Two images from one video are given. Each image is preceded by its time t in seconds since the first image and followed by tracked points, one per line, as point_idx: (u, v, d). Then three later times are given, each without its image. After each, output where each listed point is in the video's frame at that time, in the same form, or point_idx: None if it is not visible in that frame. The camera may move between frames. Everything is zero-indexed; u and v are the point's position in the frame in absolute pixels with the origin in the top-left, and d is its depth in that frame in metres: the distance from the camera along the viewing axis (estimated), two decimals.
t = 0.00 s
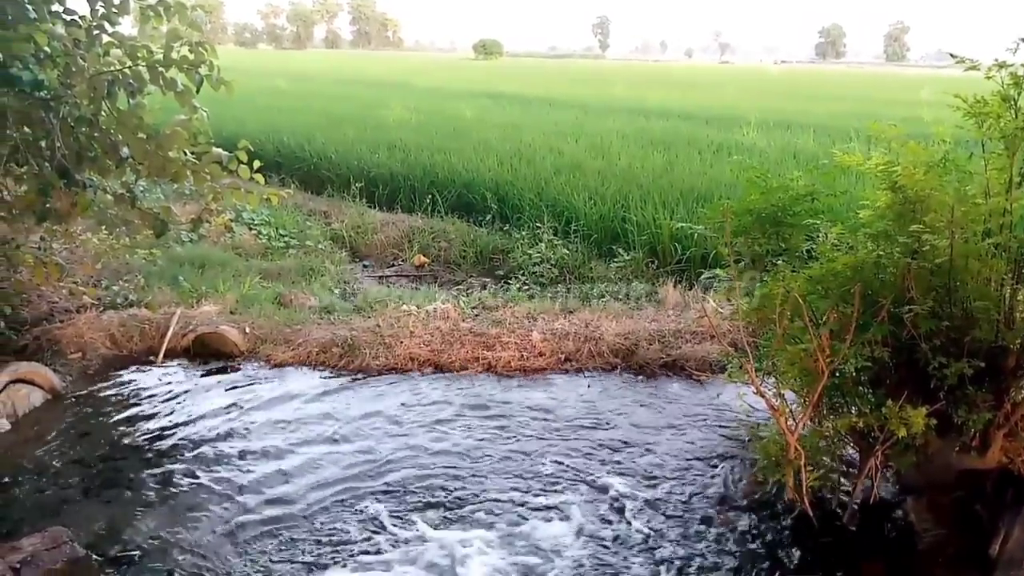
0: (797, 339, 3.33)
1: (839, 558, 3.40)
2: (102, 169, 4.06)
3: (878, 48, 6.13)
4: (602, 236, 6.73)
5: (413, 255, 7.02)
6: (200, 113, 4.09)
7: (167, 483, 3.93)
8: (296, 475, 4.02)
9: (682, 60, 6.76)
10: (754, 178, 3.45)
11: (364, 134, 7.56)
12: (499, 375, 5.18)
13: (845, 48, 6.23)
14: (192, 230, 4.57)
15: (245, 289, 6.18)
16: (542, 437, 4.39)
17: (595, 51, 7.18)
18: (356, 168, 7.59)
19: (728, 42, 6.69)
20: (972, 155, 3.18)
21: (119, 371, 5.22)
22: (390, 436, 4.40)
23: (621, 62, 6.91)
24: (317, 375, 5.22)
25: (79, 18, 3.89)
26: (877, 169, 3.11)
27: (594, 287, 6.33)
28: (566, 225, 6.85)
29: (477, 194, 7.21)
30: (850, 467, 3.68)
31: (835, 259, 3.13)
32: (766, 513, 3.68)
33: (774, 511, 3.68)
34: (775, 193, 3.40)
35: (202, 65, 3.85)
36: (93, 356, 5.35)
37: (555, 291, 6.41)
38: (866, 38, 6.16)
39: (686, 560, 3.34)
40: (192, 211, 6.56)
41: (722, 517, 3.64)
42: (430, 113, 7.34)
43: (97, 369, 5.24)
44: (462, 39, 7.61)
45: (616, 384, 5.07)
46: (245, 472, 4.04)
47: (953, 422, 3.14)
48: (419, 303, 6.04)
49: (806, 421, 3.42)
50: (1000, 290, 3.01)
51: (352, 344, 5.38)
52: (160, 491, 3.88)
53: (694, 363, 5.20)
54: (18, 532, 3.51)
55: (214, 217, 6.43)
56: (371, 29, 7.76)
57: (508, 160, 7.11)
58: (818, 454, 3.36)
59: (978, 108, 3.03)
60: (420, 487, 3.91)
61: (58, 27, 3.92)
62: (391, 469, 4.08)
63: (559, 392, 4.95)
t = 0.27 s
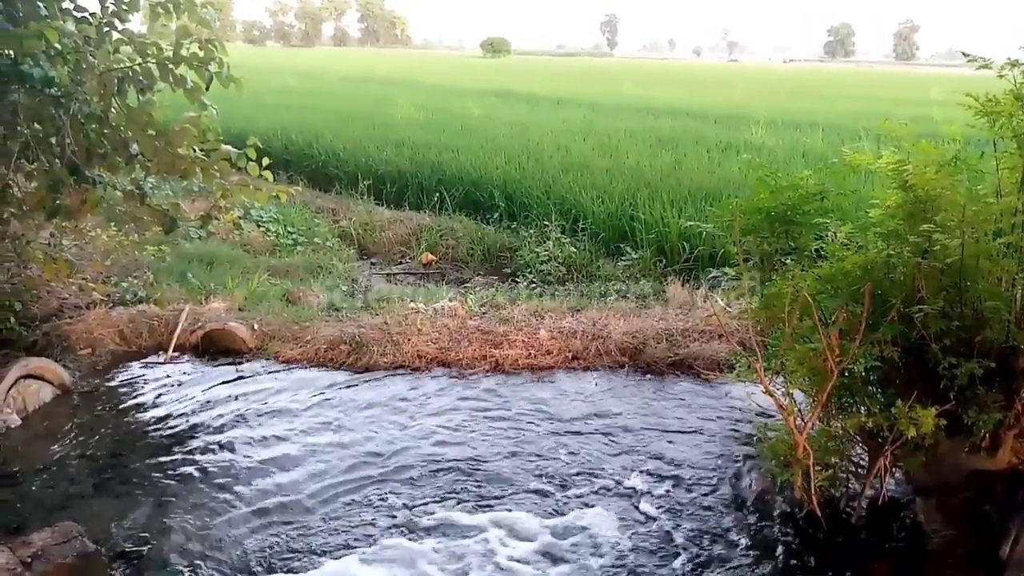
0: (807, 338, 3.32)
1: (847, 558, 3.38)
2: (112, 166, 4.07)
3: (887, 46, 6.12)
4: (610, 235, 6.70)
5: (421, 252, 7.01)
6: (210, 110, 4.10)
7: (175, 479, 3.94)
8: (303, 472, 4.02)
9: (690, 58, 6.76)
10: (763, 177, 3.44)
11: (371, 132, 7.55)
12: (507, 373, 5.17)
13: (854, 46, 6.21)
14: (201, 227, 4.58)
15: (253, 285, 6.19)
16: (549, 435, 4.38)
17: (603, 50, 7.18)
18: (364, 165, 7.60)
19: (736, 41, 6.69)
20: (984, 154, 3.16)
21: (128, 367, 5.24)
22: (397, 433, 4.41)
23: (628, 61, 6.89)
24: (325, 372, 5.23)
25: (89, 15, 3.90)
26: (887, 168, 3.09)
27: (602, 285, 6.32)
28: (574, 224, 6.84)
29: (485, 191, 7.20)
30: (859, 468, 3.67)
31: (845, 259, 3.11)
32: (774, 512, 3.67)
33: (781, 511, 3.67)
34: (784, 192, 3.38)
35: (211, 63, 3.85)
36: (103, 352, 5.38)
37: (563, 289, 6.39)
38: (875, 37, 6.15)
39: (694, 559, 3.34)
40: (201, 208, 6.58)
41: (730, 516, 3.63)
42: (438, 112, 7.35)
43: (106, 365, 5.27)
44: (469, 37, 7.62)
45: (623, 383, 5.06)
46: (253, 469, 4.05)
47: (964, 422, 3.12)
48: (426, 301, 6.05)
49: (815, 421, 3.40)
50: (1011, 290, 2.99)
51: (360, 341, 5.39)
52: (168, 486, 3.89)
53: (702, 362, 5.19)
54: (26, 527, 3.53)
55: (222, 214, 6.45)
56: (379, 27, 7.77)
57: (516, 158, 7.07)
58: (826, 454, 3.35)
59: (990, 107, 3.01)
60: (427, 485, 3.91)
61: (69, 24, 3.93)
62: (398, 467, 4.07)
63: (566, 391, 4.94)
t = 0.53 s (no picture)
0: (818, 337, 3.31)
1: (858, 558, 3.37)
2: (122, 163, 4.08)
3: (898, 44, 6.07)
4: (619, 233, 6.67)
5: (430, 250, 7.01)
6: (220, 108, 4.11)
7: (185, 476, 3.96)
8: (312, 469, 4.03)
9: (700, 56, 6.74)
10: (774, 175, 3.42)
11: (381, 129, 7.55)
12: (515, 371, 5.17)
13: (864, 44, 6.17)
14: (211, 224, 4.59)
15: (263, 282, 6.21)
16: (558, 433, 4.38)
17: (612, 47, 7.17)
18: (373, 162, 7.60)
19: (745, 38, 6.66)
20: (997, 152, 3.14)
21: (139, 364, 5.27)
22: (406, 431, 4.41)
23: (637, 58, 6.91)
24: (334, 369, 5.24)
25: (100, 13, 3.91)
26: (899, 165, 3.07)
27: (611, 283, 6.31)
28: (583, 222, 6.81)
29: (494, 189, 7.18)
30: (870, 468, 3.67)
31: (856, 257, 3.10)
32: (783, 512, 3.66)
33: (791, 510, 3.66)
34: (795, 190, 3.37)
35: (222, 60, 3.86)
36: (113, 349, 5.40)
37: (571, 287, 6.36)
38: (886, 34, 6.11)
39: (703, 558, 3.33)
40: (211, 205, 6.60)
41: (739, 515, 3.62)
42: (447, 109, 7.38)
43: (117, 361, 5.29)
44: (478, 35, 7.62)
45: (632, 381, 5.06)
46: (262, 465, 4.06)
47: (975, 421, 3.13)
48: (435, 298, 6.05)
49: (825, 420, 3.39)
50: None
51: (369, 339, 5.40)
52: (178, 483, 3.90)
53: (711, 360, 5.18)
54: (38, 522, 3.54)
55: (232, 212, 6.47)
56: (388, 25, 7.78)
57: (525, 155, 7.08)
58: (837, 453, 3.34)
59: (1003, 104, 2.99)
60: (436, 482, 3.91)
61: (80, 21, 3.94)
62: (407, 464, 4.08)
63: (575, 389, 4.94)
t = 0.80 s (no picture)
0: (825, 335, 3.29)
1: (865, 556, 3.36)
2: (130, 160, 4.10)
3: (906, 42, 6.02)
4: (626, 231, 6.66)
5: (436, 248, 6.99)
6: (229, 106, 4.12)
7: (192, 472, 3.97)
8: (319, 466, 4.04)
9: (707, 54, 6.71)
10: (782, 173, 3.42)
11: (389, 128, 7.61)
12: (522, 369, 5.17)
13: (872, 42, 6.13)
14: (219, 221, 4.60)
15: (270, 280, 6.22)
16: (564, 431, 4.38)
17: (618, 45, 7.15)
18: (380, 161, 7.62)
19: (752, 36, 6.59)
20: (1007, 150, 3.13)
21: (147, 361, 5.28)
22: (412, 428, 4.42)
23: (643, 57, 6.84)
24: (341, 366, 5.24)
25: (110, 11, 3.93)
26: (908, 163, 3.07)
27: (617, 281, 6.31)
28: (589, 220, 6.81)
29: (500, 186, 7.19)
30: (876, 466, 3.66)
31: (865, 256, 3.09)
32: (790, 510, 3.65)
33: (798, 508, 3.66)
34: (803, 188, 3.36)
35: (230, 58, 3.87)
36: (122, 345, 5.42)
37: (578, 286, 6.33)
38: (894, 33, 6.07)
39: (709, 556, 3.33)
40: (219, 203, 6.62)
41: (746, 513, 3.62)
42: (454, 107, 7.41)
43: (125, 358, 5.31)
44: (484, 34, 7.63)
45: (639, 379, 5.05)
46: (269, 462, 4.07)
47: (984, 421, 3.11)
48: (442, 296, 6.06)
49: (833, 418, 3.39)
50: None
51: (376, 336, 5.41)
52: (185, 479, 3.92)
53: (718, 359, 5.17)
54: (47, 517, 3.56)
55: (240, 209, 6.49)
56: (395, 23, 7.78)
57: (532, 153, 7.11)
58: (844, 452, 3.33)
59: (1012, 102, 2.99)
60: (443, 480, 3.91)
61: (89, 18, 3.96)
62: (414, 461, 4.08)
63: (582, 386, 4.94)
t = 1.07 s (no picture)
0: (835, 332, 3.27)
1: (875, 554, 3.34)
2: (140, 156, 4.11)
3: (917, 37, 5.99)
4: (635, 227, 6.65)
5: (445, 244, 6.99)
6: (238, 101, 4.13)
7: (202, 466, 3.99)
8: (328, 461, 4.05)
9: (716, 49, 6.68)
10: (792, 169, 3.42)
11: (398, 124, 7.63)
12: (531, 365, 5.17)
13: (882, 38, 6.10)
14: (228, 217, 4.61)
15: (280, 275, 6.24)
16: (573, 428, 4.37)
17: (628, 41, 7.13)
18: (389, 157, 7.64)
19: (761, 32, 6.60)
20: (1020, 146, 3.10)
21: (157, 355, 5.30)
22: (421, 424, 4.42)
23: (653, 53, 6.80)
24: (350, 361, 5.26)
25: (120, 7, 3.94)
26: (919, 159, 3.05)
27: (626, 277, 6.30)
28: (598, 216, 6.81)
29: (508, 183, 7.18)
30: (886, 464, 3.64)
31: (876, 252, 3.08)
32: (799, 507, 3.64)
33: (806, 505, 3.65)
34: (813, 184, 3.36)
35: (240, 53, 3.87)
36: (132, 340, 5.45)
37: (586, 282, 6.33)
38: (905, 28, 6.03)
39: (717, 552, 3.33)
40: (228, 198, 6.63)
41: (754, 510, 3.62)
42: (463, 104, 7.43)
43: (135, 353, 5.33)
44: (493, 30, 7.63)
45: (648, 375, 5.04)
46: (278, 457, 4.09)
47: (996, 419, 3.08)
48: (451, 292, 6.06)
49: (843, 415, 3.38)
50: None
51: (385, 332, 5.42)
52: (194, 473, 3.93)
53: (727, 355, 5.16)
54: (59, 511, 3.59)
55: (249, 205, 6.51)
56: (403, 19, 7.77)
57: (540, 149, 7.09)
58: (854, 449, 3.32)
59: None
60: (451, 475, 3.92)
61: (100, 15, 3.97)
62: (423, 457, 4.09)
63: (590, 383, 4.94)
